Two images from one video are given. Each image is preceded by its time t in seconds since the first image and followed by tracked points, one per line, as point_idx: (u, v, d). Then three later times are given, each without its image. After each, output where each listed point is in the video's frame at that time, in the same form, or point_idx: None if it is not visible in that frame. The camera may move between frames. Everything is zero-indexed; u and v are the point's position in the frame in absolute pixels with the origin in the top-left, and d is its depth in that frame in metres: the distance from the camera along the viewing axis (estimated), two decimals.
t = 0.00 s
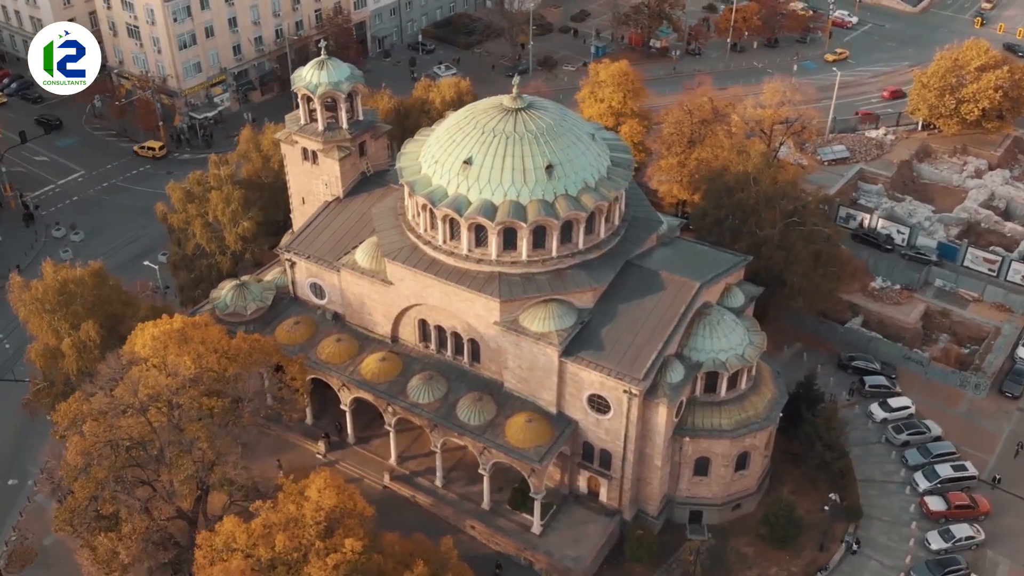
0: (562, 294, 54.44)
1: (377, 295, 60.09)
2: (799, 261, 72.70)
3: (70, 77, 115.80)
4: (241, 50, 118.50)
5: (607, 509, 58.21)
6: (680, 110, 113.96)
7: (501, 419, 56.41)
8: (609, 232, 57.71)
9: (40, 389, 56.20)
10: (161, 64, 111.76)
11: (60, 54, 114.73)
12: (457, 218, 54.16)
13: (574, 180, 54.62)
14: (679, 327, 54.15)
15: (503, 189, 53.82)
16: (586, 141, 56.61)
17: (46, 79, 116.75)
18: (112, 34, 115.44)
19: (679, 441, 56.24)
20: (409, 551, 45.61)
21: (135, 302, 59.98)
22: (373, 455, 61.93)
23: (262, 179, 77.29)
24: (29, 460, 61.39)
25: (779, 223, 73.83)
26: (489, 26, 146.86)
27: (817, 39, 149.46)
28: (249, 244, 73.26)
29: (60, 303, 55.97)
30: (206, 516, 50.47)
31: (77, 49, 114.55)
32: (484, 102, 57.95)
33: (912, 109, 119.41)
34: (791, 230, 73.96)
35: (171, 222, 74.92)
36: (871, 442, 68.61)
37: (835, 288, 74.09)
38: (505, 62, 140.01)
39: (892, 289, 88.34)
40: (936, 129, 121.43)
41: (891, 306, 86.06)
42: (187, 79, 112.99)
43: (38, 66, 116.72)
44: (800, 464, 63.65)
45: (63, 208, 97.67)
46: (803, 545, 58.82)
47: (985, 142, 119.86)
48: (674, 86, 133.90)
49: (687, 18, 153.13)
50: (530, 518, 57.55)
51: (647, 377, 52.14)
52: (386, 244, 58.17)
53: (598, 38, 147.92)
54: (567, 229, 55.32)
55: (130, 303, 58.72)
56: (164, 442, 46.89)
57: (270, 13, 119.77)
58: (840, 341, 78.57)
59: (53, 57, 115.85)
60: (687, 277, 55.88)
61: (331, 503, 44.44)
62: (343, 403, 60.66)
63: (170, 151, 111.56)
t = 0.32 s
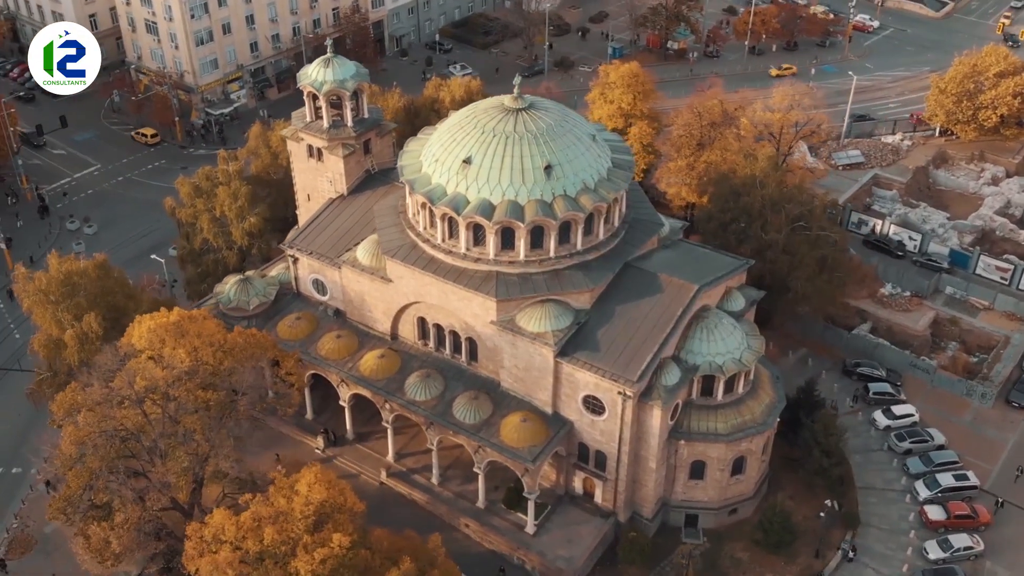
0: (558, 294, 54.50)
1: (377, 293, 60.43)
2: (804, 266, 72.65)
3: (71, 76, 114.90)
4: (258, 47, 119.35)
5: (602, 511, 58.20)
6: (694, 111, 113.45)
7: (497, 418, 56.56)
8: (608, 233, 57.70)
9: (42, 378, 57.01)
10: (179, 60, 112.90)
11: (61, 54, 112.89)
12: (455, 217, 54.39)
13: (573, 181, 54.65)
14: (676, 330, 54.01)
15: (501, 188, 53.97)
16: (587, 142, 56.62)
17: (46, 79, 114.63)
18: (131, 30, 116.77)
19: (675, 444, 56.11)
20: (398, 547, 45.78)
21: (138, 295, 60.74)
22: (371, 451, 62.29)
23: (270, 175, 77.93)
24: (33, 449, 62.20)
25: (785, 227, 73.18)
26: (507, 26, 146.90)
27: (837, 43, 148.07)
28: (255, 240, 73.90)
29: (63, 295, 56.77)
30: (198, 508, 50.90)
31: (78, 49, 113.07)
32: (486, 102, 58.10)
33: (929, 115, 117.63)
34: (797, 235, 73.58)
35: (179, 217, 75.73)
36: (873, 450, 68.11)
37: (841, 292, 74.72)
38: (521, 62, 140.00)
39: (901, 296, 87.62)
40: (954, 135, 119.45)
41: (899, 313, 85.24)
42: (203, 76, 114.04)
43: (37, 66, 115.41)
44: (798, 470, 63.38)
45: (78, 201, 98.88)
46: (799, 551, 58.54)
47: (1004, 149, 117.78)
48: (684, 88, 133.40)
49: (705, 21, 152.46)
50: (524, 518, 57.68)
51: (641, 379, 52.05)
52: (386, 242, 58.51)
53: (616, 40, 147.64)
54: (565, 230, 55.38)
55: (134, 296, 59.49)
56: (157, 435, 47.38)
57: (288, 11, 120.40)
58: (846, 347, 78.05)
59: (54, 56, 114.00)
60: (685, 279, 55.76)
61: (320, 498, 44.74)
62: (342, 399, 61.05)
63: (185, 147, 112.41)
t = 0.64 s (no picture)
0: (557, 294, 54.53)
1: (379, 289, 60.76)
2: (809, 270, 72.27)
3: (71, 76, 114.15)
4: (276, 43, 120.11)
5: (597, 511, 58.16)
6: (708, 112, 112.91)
7: (494, 416, 56.69)
8: (608, 233, 57.63)
9: (47, 367, 57.87)
10: (197, 55, 114.02)
11: (61, 54, 112.14)
12: (455, 215, 54.63)
13: (573, 181, 54.67)
14: (673, 331, 53.82)
15: (501, 187, 54.12)
16: (588, 142, 56.62)
17: (47, 77, 113.34)
18: (151, 25, 118.05)
19: (671, 446, 56.00)
20: (388, 543, 46.00)
21: (144, 287, 61.41)
22: (371, 446, 62.63)
23: (279, 170, 78.45)
24: (39, 437, 63.09)
25: (793, 231, 72.77)
26: (525, 26, 146.81)
27: (859, 46, 146.65)
28: (263, 234, 74.50)
29: (68, 285, 57.59)
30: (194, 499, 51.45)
31: (78, 49, 113.09)
32: (488, 100, 58.27)
33: (947, 120, 115.92)
34: (804, 239, 73.20)
35: (188, 210, 76.48)
36: (876, 456, 67.58)
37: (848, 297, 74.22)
38: (538, 62, 139.84)
39: (912, 302, 86.82)
40: (973, 141, 117.74)
41: (909, 320, 84.47)
42: (221, 71, 115.04)
43: (37, 66, 114.28)
44: (797, 476, 63.05)
45: (94, 194, 100.07)
46: (795, 557, 58.23)
47: None
48: (690, 90, 133.11)
49: (725, 23, 151.65)
50: (520, 517, 57.76)
51: (637, 379, 51.98)
52: (387, 239, 58.84)
53: (635, 41, 147.23)
54: (565, 229, 55.41)
55: (138, 288, 60.19)
56: (153, 425, 47.99)
57: (306, 8, 120.99)
58: (853, 353, 77.42)
59: (53, 56, 112.62)
60: (685, 281, 55.56)
61: (311, 491, 44.95)
62: (342, 393, 61.45)
63: (201, 141, 113.21)
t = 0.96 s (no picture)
0: (557, 293, 54.58)
1: (382, 286, 61.12)
2: (818, 276, 71.92)
3: (71, 76, 100.05)
4: (297, 40, 120.96)
5: (594, 512, 58.11)
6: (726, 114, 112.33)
7: (493, 414, 56.84)
8: (610, 234, 57.56)
9: (55, 355, 58.79)
10: (218, 51, 115.11)
11: (62, 55, 97.82)
12: (456, 213, 54.91)
13: (575, 181, 54.69)
14: (673, 333, 53.59)
15: (503, 186, 54.29)
16: (592, 142, 56.61)
17: (45, 79, 96.83)
18: (174, 20, 119.38)
19: (669, 449, 55.86)
20: (379, 537, 46.41)
21: (152, 278, 62.16)
22: (372, 442, 62.99)
23: (291, 165, 79.07)
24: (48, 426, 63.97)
25: (802, 236, 72.38)
26: (547, 26, 146.68)
27: (883, 51, 145.14)
28: (273, 229, 75.17)
29: (76, 275, 58.52)
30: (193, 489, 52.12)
31: (79, 49, 99.00)
32: (494, 99, 58.43)
33: (969, 127, 114.34)
34: (813, 244, 72.74)
35: (201, 203, 77.33)
36: (880, 464, 66.97)
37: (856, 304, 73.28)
38: (558, 62, 139.55)
39: (924, 310, 85.91)
40: (995, 148, 116.08)
41: (921, 327, 83.63)
42: (241, 67, 116.02)
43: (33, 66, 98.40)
44: (798, 482, 62.72)
45: (113, 186, 101.34)
46: (792, 563, 57.85)
47: None
48: (707, 92, 132.45)
49: (748, 25, 150.68)
50: (517, 515, 57.89)
51: (634, 381, 51.87)
52: (391, 235, 59.19)
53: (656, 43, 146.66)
54: (566, 229, 55.42)
55: (146, 279, 60.97)
56: (151, 415, 48.62)
57: (327, 6, 121.69)
58: (862, 359, 76.69)
59: (53, 57, 97.57)
60: (687, 284, 55.36)
61: (303, 484, 45.51)
62: (344, 388, 61.84)
63: (221, 136, 114.12)
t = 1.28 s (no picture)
0: (557, 293, 54.71)
1: (386, 282, 61.47)
2: (825, 281, 71.46)
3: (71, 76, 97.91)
4: (316, 38, 121.71)
5: (592, 513, 58.12)
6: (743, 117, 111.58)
7: (492, 413, 57.01)
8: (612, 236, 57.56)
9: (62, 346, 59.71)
10: (238, 47, 116.14)
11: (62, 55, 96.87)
12: (458, 211, 55.20)
13: (577, 182, 54.75)
14: (672, 336, 53.43)
15: (504, 186, 54.50)
16: (595, 143, 56.61)
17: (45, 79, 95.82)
18: (196, 16, 120.64)
19: (667, 451, 55.77)
20: (372, 533, 46.86)
21: (159, 271, 62.91)
22: (373, 438, 63.41)
23: (302, 162, 79.60)
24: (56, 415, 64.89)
25: (811, 240, 71.95)
26: (567, 27, 146.50)
27: (906, 56, 143.59)
28: (283, 225, 75.80)
29: (84, 268, 59.43)
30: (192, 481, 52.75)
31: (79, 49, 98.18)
32: (499, 99, 58.64)
33: (990, 133, 112.84)
34: (822, 249, 72.26)
35: (213, 198, 78.15)
36: (885, 472, 66.41)
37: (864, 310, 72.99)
38: (578, 63, 139.23)
39: (937, 317, 85.00)
40: (1017, 156, 114.46)
41: (932, 335, 82.76)
42: (260, 64, 116.95)
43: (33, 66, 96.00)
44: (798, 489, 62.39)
45: (131, 180, 102.49)
46: (790, 570, 57.55)
47: None
48: (726, 94, 131.77)
49: (770, 29, 149.73)
50: (514, 515, 58.04)
51: (631, 383, 51.86)
52: (395, 233, 59.55)
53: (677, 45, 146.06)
54: (568, 230, 55.50)
55: (153, 272, 61.75)
56: (151, 406, 49.35)
57: (347, 4, 122.23)
58: (871, 366, 76.03)
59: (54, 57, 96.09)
60: (688, 286, 55.18)
61: (298, 477, 46.09)
62: (347, 384, 62.22)
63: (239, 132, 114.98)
